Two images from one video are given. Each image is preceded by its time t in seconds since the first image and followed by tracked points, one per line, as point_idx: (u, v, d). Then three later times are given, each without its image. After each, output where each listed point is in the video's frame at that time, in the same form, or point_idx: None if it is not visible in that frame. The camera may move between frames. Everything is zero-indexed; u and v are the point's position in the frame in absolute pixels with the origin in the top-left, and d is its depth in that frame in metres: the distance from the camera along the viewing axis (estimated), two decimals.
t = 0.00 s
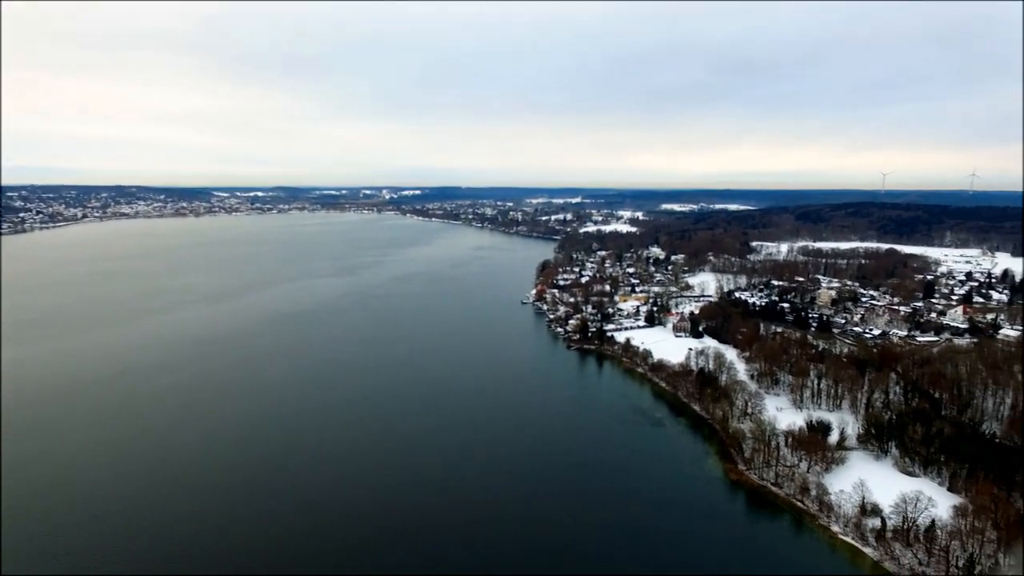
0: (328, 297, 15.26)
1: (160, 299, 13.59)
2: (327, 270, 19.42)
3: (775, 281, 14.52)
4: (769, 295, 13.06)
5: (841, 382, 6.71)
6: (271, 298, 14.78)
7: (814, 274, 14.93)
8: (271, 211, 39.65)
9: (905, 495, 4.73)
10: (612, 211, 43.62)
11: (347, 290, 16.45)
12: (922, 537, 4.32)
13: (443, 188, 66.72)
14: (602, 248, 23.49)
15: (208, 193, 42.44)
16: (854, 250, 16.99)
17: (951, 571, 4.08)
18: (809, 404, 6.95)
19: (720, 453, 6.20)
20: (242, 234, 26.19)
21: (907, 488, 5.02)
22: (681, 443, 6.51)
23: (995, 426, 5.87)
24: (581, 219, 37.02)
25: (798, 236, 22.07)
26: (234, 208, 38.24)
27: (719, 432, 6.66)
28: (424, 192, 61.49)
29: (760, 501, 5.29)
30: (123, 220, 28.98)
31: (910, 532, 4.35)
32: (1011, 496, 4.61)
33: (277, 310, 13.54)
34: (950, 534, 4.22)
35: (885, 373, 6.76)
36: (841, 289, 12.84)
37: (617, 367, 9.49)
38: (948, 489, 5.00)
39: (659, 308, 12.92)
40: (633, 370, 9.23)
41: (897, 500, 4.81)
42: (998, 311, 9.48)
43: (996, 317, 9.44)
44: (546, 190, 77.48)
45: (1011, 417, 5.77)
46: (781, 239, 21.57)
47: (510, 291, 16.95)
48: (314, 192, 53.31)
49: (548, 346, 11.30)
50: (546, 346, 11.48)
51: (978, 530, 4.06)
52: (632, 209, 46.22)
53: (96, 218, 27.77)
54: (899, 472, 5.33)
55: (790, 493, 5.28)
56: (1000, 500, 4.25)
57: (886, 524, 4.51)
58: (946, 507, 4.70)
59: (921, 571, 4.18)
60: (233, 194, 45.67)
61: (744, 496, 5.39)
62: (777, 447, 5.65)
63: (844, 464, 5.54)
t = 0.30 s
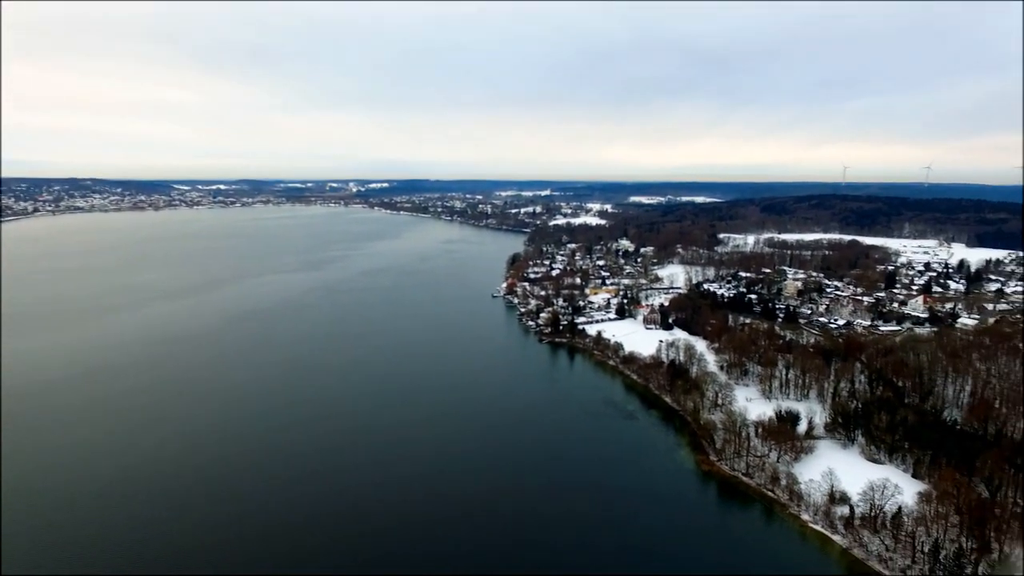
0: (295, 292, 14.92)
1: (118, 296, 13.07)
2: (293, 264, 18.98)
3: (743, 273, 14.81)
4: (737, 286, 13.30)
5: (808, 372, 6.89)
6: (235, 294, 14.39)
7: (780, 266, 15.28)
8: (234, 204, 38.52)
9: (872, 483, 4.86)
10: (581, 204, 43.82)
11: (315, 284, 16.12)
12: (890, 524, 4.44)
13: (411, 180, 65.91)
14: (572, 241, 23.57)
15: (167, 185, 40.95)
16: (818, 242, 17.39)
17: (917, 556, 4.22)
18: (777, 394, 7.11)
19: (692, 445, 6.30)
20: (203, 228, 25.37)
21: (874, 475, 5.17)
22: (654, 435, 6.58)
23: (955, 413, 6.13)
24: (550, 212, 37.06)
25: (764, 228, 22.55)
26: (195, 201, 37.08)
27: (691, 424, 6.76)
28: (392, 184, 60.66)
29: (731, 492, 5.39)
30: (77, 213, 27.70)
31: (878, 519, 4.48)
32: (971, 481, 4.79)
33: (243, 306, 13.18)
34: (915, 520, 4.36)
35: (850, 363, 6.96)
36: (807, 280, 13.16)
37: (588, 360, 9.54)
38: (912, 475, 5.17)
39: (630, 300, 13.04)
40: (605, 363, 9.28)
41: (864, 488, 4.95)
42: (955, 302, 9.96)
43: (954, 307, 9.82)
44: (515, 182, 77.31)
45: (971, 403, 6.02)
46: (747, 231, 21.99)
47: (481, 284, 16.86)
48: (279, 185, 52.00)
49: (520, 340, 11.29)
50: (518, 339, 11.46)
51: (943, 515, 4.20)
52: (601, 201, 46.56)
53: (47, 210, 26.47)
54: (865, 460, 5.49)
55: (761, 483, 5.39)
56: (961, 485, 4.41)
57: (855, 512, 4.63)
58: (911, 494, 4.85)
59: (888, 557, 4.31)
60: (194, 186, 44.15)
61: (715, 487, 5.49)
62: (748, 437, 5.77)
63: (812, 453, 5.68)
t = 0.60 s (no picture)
0: (258, 288, 14.52)
1: (67, 292, 12.44)
2: (256, 260, 18.46)
3: (708, 265, 15.07)
4: (703, 278, 13.52)
5: (774, 362, 7.08)
6: (195, 291, 13.92)
7: (744, 257, 15.61)
8: (191, 197, 37.19)
9: (837, 470, 4.99)
10: (549, 196, 43.95)
11: (278, 280, 15.71)
12: (855, 510, 4.59)
13: (376, 173, 64.90)
14: (539, 234, 23.60)
15: (119, 178, 39.29)
16: (779, 234, 17.84)
17: (882, 542, 4.37)
18: (744, 384, 7.27)
19: (662, 437, 6.39)
20: (158, 223, 24.40)
21: (838, 462, 5.33)
22: (625, 428, 6.65)
23: (914, 401, 6.40)
24: (517, 205, 37.00)
25: (727, 220, 23.00)
26: (150, 194, 35.65)
27: (660, 416, 6.85)
28: (357, 177, 59.67)
29: (701, 483, 5.49)
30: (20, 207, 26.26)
31: (844, 507, 4.62)
32: (930, 466, 4.99)
33: (203, 303, 12.73)
34: (880, 506, 4.52)
35: (814, 353, 7.17)
36: (770, 271, 13.46)
37: (557, 353, 9.58)
38: (875, 462, 5.35)
39: (598, 293, 13.11)
40: (575, 355, 9.33)
41: (830, 476, 5.09)
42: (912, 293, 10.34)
43: (911, 297, 10.19)
44: (482, 175, 76.94)
45: (928, 391, 6.31)
46: (711, 224, 22.41)
47: (449, 279, 16.71)
48: (238, 178, 50.50)
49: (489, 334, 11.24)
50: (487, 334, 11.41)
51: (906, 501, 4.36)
52: (568, 194, 46.78)
53: None
54: (830, 448, 5.66)
55: (730, 473, 5.51)
56: (922, 471, 4.59)
57: (821, 500, 4.77)
58: (874, 480, 5.02)
59: (854, 543, 4.45)
60: (147, 179, 42.47)
61: (686, 478, 5.58)
62: (717, 428, 5.89)
63: (779, 442, 5.82)
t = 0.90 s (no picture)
0: (226, 286, 14.13)
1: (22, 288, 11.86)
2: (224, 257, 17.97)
3: (681, 259, 15.24)
4: (676, 272, 13.66)
5: (747, 356, 7.22)
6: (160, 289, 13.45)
7: (715, 252, 15.83)
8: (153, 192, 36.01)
9: (809, 462, 5.10)
10: (522, 191, 43.92)
11: (247, 277, 15.33)
12: (828, 501, 4.71)
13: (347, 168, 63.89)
14: (513, 229, 23.55)
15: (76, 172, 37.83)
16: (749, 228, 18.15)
17: (854, 532, 4.50)
18: (718, 377, 7.41)
19: (638, 432, 6.46)
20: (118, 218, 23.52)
21: (810, 454, 5.46)
22: (601, 423, 6.71)
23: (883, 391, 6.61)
24: (490, 200, 36.83)
25: (698, 215, 23.32)
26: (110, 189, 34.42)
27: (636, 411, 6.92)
28: (327, 172, 58.73)
29: (676, 477, 5.56)
30: None
31: (818, 498, 4.74)
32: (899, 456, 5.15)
33: (169, 302, 12.31)
34: (851, 496, 4.64)
35: (786, 346, 7.37)
36: (742, 265, 13.66)
37: (533, 349, 9.61)
38: (846, 453, 5.49)
39: (572, 288, 13.14)
40: (550, 351, 9.36)
41: (804, 467, 5.18)
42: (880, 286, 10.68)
43: (879, 290, 10.50)
44: (454, 170, 76.52)
45: (896, 381, 6.52)
46: (683, 219, 22.68)
47: (422, 275, 16.54)
48: (204, 172, 49.16)
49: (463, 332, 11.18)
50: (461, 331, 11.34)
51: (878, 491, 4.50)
52: (541, 189, 46.81)
53: None
54: (802, 438, 5.80)
55: (706, 467, 5.60)
56: (892, 461, 4.72)
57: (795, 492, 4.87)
58: (845, 471, 5.16)
59: (827, 534, 4.56)
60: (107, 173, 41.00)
61: (661, 473, 5.65)
62: (692, 422, 5.99)
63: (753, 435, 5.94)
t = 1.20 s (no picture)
0: (174, 286, 13.54)
1: None
2: (172, 257, 17.23)
3: (641, 254, 15.46)
4: (636, 268, 13.84)
5: (708, 349, 7.52)
6: (102, 289, 12.75)
7: (673, 246, 16.13)
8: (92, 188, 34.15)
9: (771, 454, 5.38)
10: (481, 187, 43.70)
11: (197, 277, 14.73)
12: (789, 492, 5.01)
13: (301, 165, 62.24)
14: (472, 225, 23.40)
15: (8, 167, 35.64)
16: (705, 223, 18.57)
17: (816, 522, 4.78)
18: (680, 371, 7.71)
19: (603, 427, 6.75)
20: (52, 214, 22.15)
21: (771, 446, 5.72)
22: (566, 419, 6.98)
23: (840, 382, 6.93)
24: (449, 196, 36.52)
25: (656, 209, 23.72)
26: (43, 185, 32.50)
27: (601, 406, 7.19)
28: (280, 169, 57.09)
29: (642, 473, 5.80)
30: None
31: (780, 489, 5.04)
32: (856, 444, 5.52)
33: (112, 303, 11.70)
34: (811, 487, 4.90)
35: (745, 340, 7.69)
36: (700, 260, 13.93)
37: (496, 347, 9.85)
38: (806, 443, 5.80)
39: (534, 284, 13.15)
40: (513, 349, 9.62)
41: (767, 460, 5.48)
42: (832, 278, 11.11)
43: (832, 283, 10.96)
44: (412, 166, 75.73)
45: (852, 372, 6.88)
46: (641, 214, 22.99)
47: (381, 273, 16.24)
48: (148, 169, 47.03)
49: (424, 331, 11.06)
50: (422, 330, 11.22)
51: (839, 482, 4.74)
52: (500, 185, 46.67)
53: None
54: (763, 431, 6.07)
55: (671, 461, 5.91)
56: (850, 451, 5.01)
57: (759, 484, 5.18)
58: (805, 462, 5.45)
59: (790, 524, 4.85)
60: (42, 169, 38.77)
61: (627, 469, 5.92)
62: (655, 417, 6.33)
63: (715, 429, 6.22)
